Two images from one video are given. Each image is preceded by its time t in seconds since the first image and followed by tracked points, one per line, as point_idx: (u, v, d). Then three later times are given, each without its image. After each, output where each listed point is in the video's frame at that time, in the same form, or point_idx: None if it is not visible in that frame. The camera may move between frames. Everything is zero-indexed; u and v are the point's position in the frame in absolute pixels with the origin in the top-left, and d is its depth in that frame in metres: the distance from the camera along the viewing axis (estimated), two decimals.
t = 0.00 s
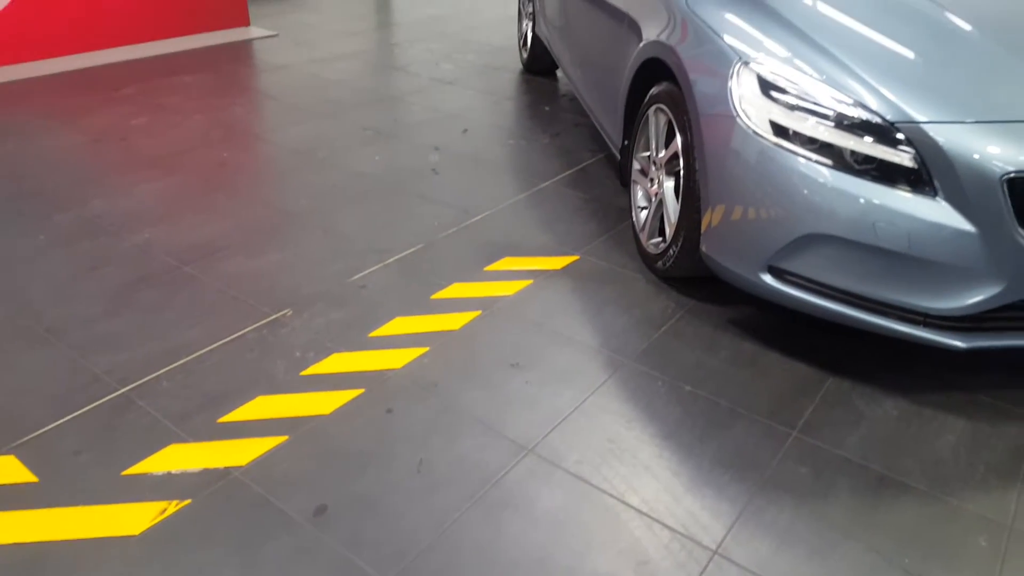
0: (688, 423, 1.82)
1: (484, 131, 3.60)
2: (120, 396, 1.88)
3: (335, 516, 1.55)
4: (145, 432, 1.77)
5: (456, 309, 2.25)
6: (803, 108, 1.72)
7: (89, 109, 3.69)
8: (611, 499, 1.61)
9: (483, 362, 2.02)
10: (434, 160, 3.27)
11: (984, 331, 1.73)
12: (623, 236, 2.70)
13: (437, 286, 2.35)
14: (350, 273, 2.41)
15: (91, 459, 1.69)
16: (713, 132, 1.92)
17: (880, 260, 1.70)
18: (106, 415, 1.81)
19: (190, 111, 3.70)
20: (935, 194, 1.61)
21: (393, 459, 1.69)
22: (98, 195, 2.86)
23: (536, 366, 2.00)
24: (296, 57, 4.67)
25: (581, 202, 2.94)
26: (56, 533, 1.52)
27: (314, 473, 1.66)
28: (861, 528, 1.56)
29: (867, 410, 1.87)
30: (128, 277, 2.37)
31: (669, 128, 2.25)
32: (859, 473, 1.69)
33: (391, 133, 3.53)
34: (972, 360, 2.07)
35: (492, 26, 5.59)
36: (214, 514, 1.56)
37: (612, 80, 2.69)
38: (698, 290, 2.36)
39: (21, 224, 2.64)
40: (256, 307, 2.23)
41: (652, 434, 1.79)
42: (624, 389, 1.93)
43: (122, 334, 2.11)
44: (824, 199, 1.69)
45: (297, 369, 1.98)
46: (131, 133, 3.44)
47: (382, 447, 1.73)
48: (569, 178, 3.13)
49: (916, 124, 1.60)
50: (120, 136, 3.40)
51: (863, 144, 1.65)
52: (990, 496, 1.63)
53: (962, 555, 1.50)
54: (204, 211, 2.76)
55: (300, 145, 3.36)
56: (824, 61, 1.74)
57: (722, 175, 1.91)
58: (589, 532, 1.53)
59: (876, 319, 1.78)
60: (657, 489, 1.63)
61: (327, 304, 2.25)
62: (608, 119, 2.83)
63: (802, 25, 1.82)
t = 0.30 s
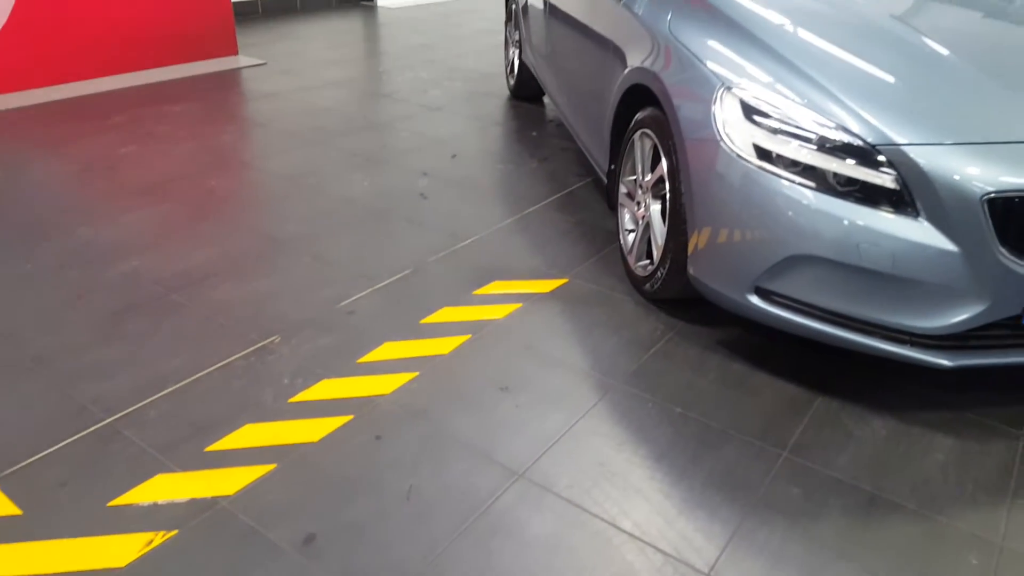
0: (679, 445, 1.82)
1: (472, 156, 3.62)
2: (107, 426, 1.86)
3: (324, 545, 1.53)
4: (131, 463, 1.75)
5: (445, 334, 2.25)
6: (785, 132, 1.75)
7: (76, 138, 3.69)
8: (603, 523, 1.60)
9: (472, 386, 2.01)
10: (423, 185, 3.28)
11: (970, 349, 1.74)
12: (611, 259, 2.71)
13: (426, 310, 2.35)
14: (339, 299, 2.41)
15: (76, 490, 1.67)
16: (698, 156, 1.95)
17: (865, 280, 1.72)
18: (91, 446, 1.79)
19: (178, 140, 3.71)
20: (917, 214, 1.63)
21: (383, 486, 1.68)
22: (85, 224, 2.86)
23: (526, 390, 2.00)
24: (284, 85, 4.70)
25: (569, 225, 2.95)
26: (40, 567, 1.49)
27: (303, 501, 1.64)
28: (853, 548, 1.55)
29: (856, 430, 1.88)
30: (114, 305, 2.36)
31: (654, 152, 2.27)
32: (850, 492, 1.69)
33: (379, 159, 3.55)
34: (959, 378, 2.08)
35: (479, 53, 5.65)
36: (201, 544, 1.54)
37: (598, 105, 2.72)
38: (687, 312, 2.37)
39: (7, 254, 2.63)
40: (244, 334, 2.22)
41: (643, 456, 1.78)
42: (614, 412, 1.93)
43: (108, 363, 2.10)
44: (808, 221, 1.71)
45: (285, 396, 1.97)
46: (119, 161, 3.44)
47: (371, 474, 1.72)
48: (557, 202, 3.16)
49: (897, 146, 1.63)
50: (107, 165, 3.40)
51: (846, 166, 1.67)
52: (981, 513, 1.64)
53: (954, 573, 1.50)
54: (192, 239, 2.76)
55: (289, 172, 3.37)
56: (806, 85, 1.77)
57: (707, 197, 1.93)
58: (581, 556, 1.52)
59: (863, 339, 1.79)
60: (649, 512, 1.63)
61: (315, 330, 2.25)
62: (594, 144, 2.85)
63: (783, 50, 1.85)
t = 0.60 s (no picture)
0: (668, 464, 1.82)
1: (459, 178, 3.64)
2: (91, 452, 1.84)
3: (312, 571, 1.52)
4: (115, 489, 1.72)
5: (433, 355, 2.24)
6: (768, 153, 1.77)
7: (62, 163, 3.68)
8: (593, 544, 1.59)
9: (461, 408, 2.01)
10: (410, 207, 3.29)
11: (954, 365, 1.76)
12: (599, 279, 2.72)
13: (414, 332, 2.35)
14: (327, 321, 2.40)
15: (60, 517, 1.64)
16: (683, 177, 1.97)
17: (850, 298, 1.73)
18: (75, 472, 1.77)
19: (164, 164, 3.71)
20: (899, 233, 1.65)
21: (372, 510, 1.66)
22: (69, 249, 2.84)
23: (515, 411, 2.00)
24: (271, 109, 4.72)
25: (556, 245, 2.97)
26: None
27: (291, 526, 1.63)
28: (844, 566, 1.55)
29: (844, 447, 1.89)
30: (99, 330, 2.34)
31: (640, 173, 2.29)
32: (839, 510, 1.69)
33: (366, 182, 3.56)
34: (945, 395, 2.10)
35: (465, 76, 5.70)
36: (187, 572, 1.51)
37: (583, 128, 2.75)
38: (674, 331, 2.38)
39: None
40: (231, 358, 2.21)
41: (633, 476, 1.78)
42: (603, 432, 1.92)
43: (93, 388, 2.07)
44: (792, 240, 1.73)
45: (272, 419, 1.96)
46: (105, 186, 3.43)
47: (360, 498, 1.70)
48: (544, 222, 3.17)
49: (879, 166, 1.66)
50: (93, 189, 3.39)
51: (828, 186, 1.70)
52: (970, 530, 1.64)
53: None
54: (179, 263, 2.75)
55: (276, 195, 3.37)
56: (787, 107, 1.80)
57: (692, 218, 1.95)
58: None
59: (849, 357, 1.81)
60: (640, 533, 1.62)
61: (303, 353, 2.24)
62: (580, 165, 2.88)
63: (765, 73, 1.88)
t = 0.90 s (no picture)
0: (659, 485, 1.81)
1: (448, 200, 3.65)
2: (76, 479, 1.81)
3: None
4: (100, 516, 1.70)
5: (422, 377, 2.24)
6: (753, 173, 1.79)
7: (48, 188, 3.67)
8: (584, 566, 1.58)
9: (451, 430, 2.00)
10: (399, 229, 3.30)
11: (941, 382, 1.77)
12: (587, 299, 2.73)
13: (404, 354, 2.34)
14: (315, 344, 2.39)
15: (43, 546, 1.62)
16: (669, 198, 1.99)
17: (836, 317, 1.75)
18: (59, 500, 1.74)
19: (152, 188, 3.70)
20: (884, 252, 1.67)
21: (360, 535, 1.65)
22: (55, 273, 2.82)
23: (505, 433, 1.99)
24: (259, 132, 4.73)
25: (545, 266, 2.98)
26: None
27: (279, 552, 1.61)
28: None
29: (834, 465, 1.89)
30: (85, 355, 2.32)
31: (627, 193, 2.31)
32: (830, 529, 1.69)
33: (354, 204, 3.56)
34: (933, 412, 2.11)
35: (454, 99, 5.74)
36: None
37: (571, 149, 2.77)
38: (663, 351, 2.38)
39: None
40: (218, 382, 2.19)
41: (624, 497, 1.77)
42: (593, 453, 1.92)
43: (79, 414, 2.05)
44: (778, 259, 1.74)
45: (260, 444, 1.94)
46: (92, 210, 3.42)
47: (348, 522, 1.69)
48: (533, 243, 3.18)
49: (862, 186, 1.68)
50: (80, 214, 3.38)
51: (813, 206, 1.72)
52: (959, 547, 1.64)
53: None
54: (166, 287, 2.73)
55: (264, 218, 3.37)
56: (771, 129, 1.83)
57: (679, 238, 1.97)
58: None
59: (836, 375, 1.82)
60: (631, 554, 1.61)
61: (291, 376, 2.22)
62: (568, 186, 2.90)
63: (749, 95, 1.91)
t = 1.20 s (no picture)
0: (650, 503, 1.81)
1: (437, 219, 3.66)
2: (63, 503, 1.79)
3: None
4: (87, 540, 1.68)
5: (412, 396, 2.23)
6: (740, 191, 1.81)
7: (36, 209, 3.65)
8: None
9: (441, 449, 1.99)
10: (389, 248, 3.30)
11: (929, 398, 1.78)
12: (577, 317, 2.73)
13: (393, 373, 2.34)
14: (304, 364, 2.38)
15: (28, 571, 1.59)
16: (657, 216, 2.00)
17: (824, 333, 1.75)
18: (46, 524, 1.72)
19: (141, 209, 3.69)
20: (870, 268, 1.68)
21: (350, 557, 1.63)
22: (42, 295, 2.80)
23: (495, 452, 1.98)
24: (249, 153, 4.73)
25: (535, 284, 2.98)
26: None
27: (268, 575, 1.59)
28: None
29: (825, 482, 1.89)
30: (71, 377, 2.29)
31: (615, 211, 2.33)
32: (821, 546, 1.69)
33: (344, 224, 3.57)
34: (922, 427, 2.12)
35: (443, 119, 5.77)
36: None
37: (559, 168, 2.78)
38: (653, 368, 2.39)
39: None
40: (206, 403, 2.18)
41: (615, 516, 1.77)
42: (584, 471, 1.91)
43: (66, 436, 2.03)
44: (766, 275, 1.75)
45: (249, 465, 1.93)
46: (80, 232, 3.40)
47: (338, 544, 1.67)
48: (522, 262, 3.19)
49: (847, 203, 1.69)
50: (68, 235, 3.36)
51: (799, 223, 1.73)
52: (951, 562, 1.64)
53: None
54: (154, 308, 2.72)
55: (253, 238, 3.36)
56: (757, 147, 1.85)
57: (668, 256, 1.98)
58: None
59: (826, 391, 1.82)
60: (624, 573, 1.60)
61: (280, 397, 2.21)
62: (557, 204, 2.91)
63: (735, 114, 1.93)
